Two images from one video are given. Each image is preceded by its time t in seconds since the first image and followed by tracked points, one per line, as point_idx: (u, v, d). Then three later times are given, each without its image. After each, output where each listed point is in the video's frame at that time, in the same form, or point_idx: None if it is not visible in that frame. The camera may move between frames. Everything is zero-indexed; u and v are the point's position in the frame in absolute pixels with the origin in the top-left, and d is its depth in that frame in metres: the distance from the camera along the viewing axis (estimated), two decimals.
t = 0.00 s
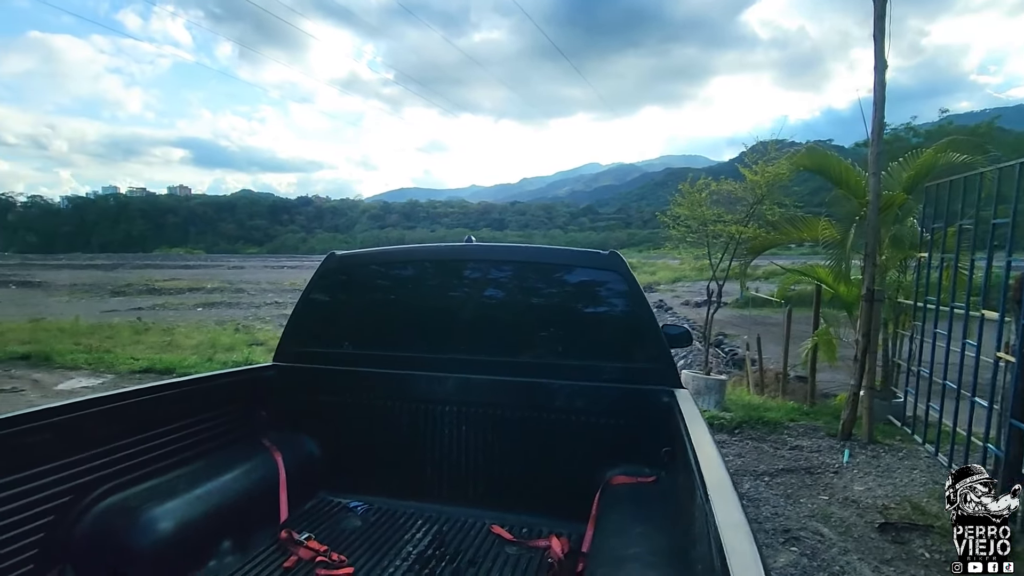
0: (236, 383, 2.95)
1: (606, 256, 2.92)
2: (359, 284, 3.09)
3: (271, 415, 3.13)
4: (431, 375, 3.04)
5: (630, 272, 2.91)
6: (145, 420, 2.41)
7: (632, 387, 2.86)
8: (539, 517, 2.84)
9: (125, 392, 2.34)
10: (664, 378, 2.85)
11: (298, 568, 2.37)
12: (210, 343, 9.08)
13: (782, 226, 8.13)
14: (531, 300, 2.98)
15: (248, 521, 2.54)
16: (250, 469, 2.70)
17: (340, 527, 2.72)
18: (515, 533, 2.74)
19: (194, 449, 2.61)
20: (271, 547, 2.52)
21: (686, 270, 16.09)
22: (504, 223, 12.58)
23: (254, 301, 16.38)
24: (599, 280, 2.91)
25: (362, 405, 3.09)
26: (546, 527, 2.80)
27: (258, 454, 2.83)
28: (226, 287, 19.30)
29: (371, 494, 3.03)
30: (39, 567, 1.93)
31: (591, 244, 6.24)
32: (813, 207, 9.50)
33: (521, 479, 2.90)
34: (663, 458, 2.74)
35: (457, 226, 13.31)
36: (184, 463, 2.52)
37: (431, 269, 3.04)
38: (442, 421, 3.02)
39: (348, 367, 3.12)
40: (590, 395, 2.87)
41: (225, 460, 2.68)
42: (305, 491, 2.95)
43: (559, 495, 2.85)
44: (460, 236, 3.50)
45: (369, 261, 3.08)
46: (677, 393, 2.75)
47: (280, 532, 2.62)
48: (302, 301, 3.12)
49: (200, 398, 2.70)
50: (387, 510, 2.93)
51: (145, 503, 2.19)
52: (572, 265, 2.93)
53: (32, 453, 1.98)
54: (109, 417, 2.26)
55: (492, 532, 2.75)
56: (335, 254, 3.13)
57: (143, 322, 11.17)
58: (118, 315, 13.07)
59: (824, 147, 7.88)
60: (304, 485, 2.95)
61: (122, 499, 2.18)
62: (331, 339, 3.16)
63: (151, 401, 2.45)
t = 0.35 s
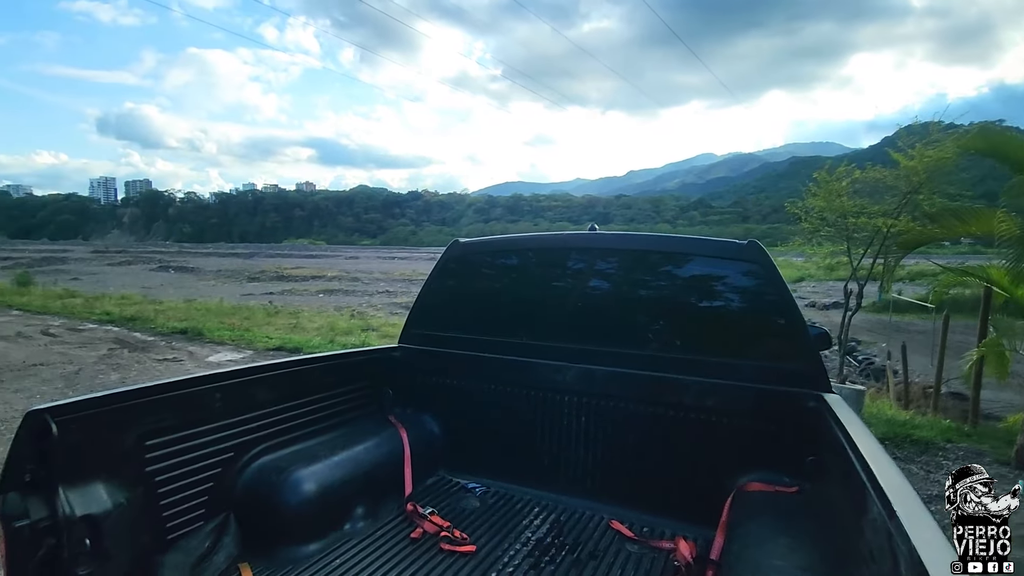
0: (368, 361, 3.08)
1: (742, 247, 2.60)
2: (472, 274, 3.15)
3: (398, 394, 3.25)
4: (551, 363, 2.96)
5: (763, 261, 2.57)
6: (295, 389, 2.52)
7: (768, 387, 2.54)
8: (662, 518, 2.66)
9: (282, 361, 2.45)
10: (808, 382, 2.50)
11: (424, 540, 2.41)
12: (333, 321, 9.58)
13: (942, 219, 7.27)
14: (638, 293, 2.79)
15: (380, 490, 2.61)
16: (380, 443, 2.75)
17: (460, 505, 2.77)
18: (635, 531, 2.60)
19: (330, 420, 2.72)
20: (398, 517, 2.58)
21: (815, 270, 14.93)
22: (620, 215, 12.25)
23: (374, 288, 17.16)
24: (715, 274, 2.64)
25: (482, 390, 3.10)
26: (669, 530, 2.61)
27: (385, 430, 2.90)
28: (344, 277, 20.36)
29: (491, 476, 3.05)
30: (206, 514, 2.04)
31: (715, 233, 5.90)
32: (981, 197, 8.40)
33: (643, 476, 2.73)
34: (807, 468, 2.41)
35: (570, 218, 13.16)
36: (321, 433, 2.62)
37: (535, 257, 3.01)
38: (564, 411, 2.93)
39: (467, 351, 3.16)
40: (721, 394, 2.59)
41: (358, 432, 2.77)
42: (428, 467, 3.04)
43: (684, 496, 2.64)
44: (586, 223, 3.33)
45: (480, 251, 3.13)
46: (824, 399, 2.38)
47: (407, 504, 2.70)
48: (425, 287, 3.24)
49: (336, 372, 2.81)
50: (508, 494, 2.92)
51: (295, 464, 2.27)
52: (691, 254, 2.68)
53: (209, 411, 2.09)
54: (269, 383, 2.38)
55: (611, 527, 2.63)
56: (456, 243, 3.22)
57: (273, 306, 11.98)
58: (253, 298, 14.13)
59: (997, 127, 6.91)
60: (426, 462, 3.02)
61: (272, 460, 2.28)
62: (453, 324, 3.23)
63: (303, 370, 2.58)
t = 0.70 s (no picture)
0: (481, 358, 3.20)
1: (901, 248, 2.25)
2: (593, 275, 3.18)
3: (507, 392, 3.32)
4: (668, 370, 2.79)
5: (931, 265, 2.18)
6: (410, 381, 2.67)
7: (935, 412, 2.07)
8: (789, 551, 2.39)
9: (398, 354, 2.58)
10: (985, 409, 1.99)
11: (526, 542, 2.45)
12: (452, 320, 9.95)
13: None
14: (767, 298, 2.59)
15: (486, 485, 2.74)
16: (486, 440, 2.86)
17: (564, 511, 2.78)
18: (759, 562, 2.38)
19: (441, 413, 2.85)
20: (502, 515, 2.67)
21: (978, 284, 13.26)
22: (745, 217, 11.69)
23: (488, 289, 17.47)
24: (857, 280, 2.36)
25: (597, 395, 3.05)
26: (798, 565, 2.35)
27: (493, 427, 3.00)
28: (460, 278, 21.05)
29: (598, 484, 3.01)
30: (326, 492, 2.22)
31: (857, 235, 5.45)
32: None
33: (771, 503, 2.45)
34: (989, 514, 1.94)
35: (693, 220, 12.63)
36: (432, 425, 2.75)
37: (650, 260, 2.99)
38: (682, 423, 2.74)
39: (586, 354, 3.14)
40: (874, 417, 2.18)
41: (466, 427, 2.89)
42: (533, 469, 3.09)
43: (819, 530, 2.32)
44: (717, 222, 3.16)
45: (596, 255, 3.17)
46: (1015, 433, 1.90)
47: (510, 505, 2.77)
48: (536, 287, 3.39)
49: (447, 368, 2.94)
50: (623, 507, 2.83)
51: (407, 454, 2.42)
52: (831, 256, 2.42)
53: (333, 394, 2.24)
54: (385, 373, 2.51)
55: (730, 554, 2.43)
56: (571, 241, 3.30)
57: (396, 303, 12.68)
58: (378, 296, 15.03)
59: None
60: (532, 464, 3.07)
61: (387, 446, 2.43)
62: (576, 327, 3.25)
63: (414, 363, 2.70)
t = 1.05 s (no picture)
0: (552, 365, 3.06)
1: None
2: (686, 284, 2.90)
3: (577, 403, 3.14)
4: (755, 392, 2.50)
5: None
6: (478, 385, 2.64)
7: None
8: None
9: (466, 358, 2.58)
10: None
11: (582, 562, 2.37)
12: (544, 326, 10.07)
13: None
14: (899, 317, 2.16)
15: (549, 496, 2.67)
16: (553, 449, 2.78)
17: (631, 535, 2.60)
18: None
19: (513, 418, 2.81)
20: (560, 533, 2.58)
21: None
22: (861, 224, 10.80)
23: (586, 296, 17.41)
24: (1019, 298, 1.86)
25: (676, 413, 2.79)
26: None
27: (560, 438, 2.88)
28: (558, 283, 21.15)
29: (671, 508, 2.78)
30: (384, 490, 2.28)
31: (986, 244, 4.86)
32: None
33: (870, 551, 2.16)
34: None
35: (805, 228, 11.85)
36: (500, 428, 2.72)
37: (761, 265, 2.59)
38: (768, 450, 2.46)
39: (669, 369, 2.87)
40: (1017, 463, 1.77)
41: (534, 434, 2.81)
42: (600, 485, 2.94)
43: None
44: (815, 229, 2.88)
45: (688, 262, 2.88)
46: None
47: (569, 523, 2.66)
48: (619, 293, 3.17)
49: (515, 374, 2.84)
50: (680, 528, 2.66)
51: (465, 459, 2.42)
52: (980, 269, 1.93)
53: (393, 394, 2.31)
54: (448, 375, 2.52)
55: None
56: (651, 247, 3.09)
57: (493, 307, 12.97)
58: (476, 299, 15.45)
59: None
60: (599, 481, 2.92)
61: (448, 448, 2.44)
62: (662, 340, 2.97)
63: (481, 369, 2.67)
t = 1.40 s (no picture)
0: (575, 373, 2.91)
1: None
2: (733, 288, 2.59)
3: (606, 411, 2.96)
4: (795, 407, 2.21)
5: None
6: (501, 390, 2.60)
7: None
8: None
9: (489, 362, 2.56)
10: None
11: None
12: (596, 333, 9.95)
13: None
14: (989, 330, 1.76)
15: (570, 507, 2.55)
16: (577, 460, 2.66)
17: (656, 553, 2.40)
18: None
19: (539, 425, 2.75)
20: (581, 546, 2.43)
21: None
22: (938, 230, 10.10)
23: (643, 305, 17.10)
24: None
25: (712, 427, 2.51)
26: None
27: (585, 448, 2.75)
28: (614, 291, 20.90)
29: (699, 529, 2.52)
30: (399, 492, 2.29)
31: None
32: None
33: None
34: None
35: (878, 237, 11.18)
36: (523, 435, 2.67)
37: (832, 270, 2.22)
38: (808, 472, 2.16)
39: (707, 380, 2.58)
40: None
41: (557, 443, 2.72)
42: (626, 499, 2.74)
43: None
44: (874, 227, 2.57)
45: (735, 264, 2.58)
46: None
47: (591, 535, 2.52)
48: (664, 295, 2.90)
49: (539, 380, 2.75)
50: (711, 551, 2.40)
51: (482, 465, 2.39)
52: None
53: (410, 395, 2.32)
54: (469, 379, 2.49)
55: None
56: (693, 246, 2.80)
57: (545, 314, 12.92)
58: (529, 306, 15.45)
59: None
60: (625, 495, 2.72)
61: (465, 453, 2.42)
62: (703, 348, 2.69)
63: (503, 373, 2.61)
